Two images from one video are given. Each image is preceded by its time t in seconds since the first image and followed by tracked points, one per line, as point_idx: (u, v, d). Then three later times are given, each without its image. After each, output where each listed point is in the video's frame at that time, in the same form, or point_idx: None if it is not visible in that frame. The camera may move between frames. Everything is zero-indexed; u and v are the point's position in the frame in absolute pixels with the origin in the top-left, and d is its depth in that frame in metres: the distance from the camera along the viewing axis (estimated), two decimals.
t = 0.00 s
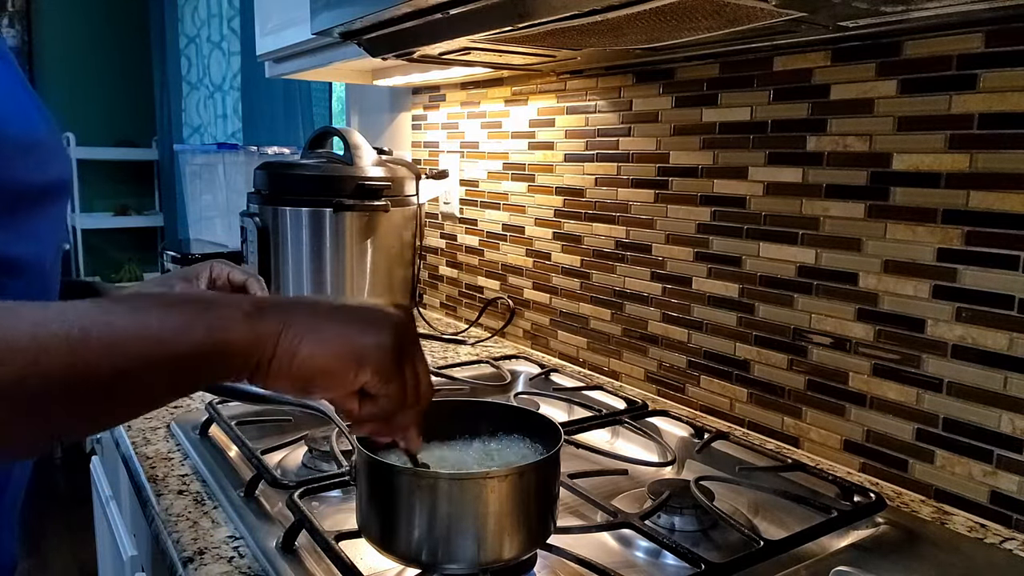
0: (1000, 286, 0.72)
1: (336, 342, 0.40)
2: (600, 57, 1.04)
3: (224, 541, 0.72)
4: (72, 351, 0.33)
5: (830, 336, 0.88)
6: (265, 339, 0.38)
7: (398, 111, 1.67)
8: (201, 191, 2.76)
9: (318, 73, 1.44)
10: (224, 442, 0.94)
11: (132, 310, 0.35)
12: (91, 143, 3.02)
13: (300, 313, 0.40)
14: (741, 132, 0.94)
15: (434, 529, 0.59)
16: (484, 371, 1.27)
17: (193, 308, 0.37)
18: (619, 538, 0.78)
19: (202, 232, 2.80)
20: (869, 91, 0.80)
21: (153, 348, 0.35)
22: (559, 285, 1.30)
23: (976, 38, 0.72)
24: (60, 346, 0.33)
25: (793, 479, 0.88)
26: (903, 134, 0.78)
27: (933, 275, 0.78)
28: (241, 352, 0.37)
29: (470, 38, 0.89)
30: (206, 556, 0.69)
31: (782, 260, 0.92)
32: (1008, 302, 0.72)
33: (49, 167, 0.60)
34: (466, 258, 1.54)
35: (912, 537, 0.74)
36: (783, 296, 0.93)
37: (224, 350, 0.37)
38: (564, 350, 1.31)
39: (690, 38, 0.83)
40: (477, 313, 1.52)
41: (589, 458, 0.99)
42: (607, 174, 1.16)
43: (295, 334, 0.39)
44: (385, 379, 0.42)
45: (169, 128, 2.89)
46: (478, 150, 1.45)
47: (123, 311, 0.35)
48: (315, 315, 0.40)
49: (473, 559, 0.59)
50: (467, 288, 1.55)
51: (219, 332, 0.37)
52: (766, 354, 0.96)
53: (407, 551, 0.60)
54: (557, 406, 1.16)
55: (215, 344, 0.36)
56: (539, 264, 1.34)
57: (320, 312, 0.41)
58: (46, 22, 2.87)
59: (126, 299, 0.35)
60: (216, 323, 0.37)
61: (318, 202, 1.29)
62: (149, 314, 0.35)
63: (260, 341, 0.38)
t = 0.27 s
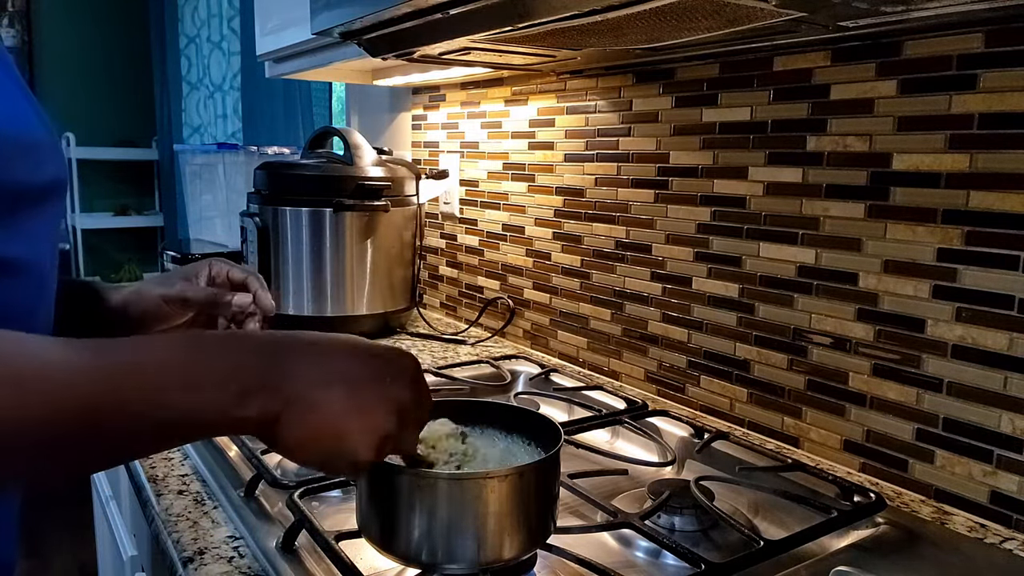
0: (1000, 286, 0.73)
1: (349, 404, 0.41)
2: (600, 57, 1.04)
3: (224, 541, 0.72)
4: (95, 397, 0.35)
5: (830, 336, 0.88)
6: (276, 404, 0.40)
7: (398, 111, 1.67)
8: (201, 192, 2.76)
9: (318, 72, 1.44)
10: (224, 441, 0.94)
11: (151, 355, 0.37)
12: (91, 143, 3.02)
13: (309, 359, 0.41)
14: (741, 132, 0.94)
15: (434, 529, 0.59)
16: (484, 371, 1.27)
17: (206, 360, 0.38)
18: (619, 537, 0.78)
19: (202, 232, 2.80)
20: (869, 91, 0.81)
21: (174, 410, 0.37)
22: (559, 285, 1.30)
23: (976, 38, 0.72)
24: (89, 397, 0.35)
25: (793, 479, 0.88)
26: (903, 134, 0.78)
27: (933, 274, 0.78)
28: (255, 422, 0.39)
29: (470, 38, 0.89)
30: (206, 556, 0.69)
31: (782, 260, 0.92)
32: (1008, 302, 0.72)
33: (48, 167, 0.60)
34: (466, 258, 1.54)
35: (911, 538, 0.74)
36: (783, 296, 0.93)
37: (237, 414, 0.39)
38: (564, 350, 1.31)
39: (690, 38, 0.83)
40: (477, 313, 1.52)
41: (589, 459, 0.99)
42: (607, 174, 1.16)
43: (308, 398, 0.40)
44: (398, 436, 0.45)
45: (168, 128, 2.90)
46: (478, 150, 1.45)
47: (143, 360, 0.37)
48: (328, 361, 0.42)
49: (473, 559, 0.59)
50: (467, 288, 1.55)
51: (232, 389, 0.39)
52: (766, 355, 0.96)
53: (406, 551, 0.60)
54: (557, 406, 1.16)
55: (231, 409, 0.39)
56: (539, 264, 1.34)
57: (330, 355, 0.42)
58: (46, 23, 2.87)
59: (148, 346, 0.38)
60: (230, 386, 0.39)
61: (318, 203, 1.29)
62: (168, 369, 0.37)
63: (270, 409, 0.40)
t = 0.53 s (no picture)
0: (1000, 286, 0.72)
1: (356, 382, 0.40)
2: (600, 57, 1.04)
3: (224, 541, 0.72)
4: (92, 394, 0.34)
5: (830, 336, 0.88)
6: (279, 390, 0.38)
7: (398, 111, 1.67)
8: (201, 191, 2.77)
9: (318, 72, 1.44)
10: (224, 441, 0.94)
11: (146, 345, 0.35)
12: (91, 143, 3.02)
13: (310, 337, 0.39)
14: (741, 132, 0.94)
15: (434, 529, 0.59)
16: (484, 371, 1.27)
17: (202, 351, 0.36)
18: (619, 537, 0.78)
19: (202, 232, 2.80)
20: (869, 91, 0.80)
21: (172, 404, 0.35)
22: (559, 285, 1.30)
23: (976, 38, 0.72)
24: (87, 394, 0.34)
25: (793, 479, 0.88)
26: (903, 134, 0.78)
27: (933, 274, 0.78)
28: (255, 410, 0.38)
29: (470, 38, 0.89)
30: (206, 556, 0.69)
31: (782, 260, 0.92)
32: (1008, 302, 0.72)
33: (49, 167, 0.60)
34: (466, 258, 1.54)
35: (911, 537, 0.74)
36: (783, 296, 0.93)
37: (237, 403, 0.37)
38: (564, 350, 1.31)
39: (690, 38, 0.83)
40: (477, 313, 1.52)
41: (589, 459, 0.99)
42: (607, 174, 1.16)
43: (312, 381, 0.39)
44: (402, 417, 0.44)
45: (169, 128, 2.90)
46: (478, 150, 1.45)
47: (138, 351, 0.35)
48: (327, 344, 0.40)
49: (473, 559, 0.59)
50: (467, 288, 1.55)
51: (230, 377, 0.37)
52: (766, 355, 0.96)
53: (406, 551, 0.60)
54: (557, 406, 1.16)
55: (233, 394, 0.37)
56: (539, 264, 1.34)
57: (335, 334, 0.40)
58: (46, 22, 2.86)
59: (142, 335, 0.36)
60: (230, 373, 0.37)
61: (318, 203, 1.29)
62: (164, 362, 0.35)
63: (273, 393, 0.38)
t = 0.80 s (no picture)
0: (1000, 286, 0.72)
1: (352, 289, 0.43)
2: (599, 57, 1.04)
3: (224, 541, 0.72)
4: (85, 333, 0.36)
5: (830, 336, 0.88)
6: (276, 313, 0.42)
7: (398, 111, 1.67)
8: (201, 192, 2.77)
9: (318, 73, 1.44)
10: (224, 441, 0.94)
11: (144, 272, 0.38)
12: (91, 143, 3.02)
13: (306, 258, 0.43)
14: (741, 132, 0.94)
15: (434, 529, 0.59)
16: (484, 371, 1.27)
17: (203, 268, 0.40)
18: (619, 537, 0.78)
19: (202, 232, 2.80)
20: (869, 91, 0.80)
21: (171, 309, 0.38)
22: (559, 285, 1.30)
23: (976, 38, 0.72)
24: (87, 308, 0.36)
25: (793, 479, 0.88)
26: (903, 134, 0.78)
27: (933, 275, 0.78)
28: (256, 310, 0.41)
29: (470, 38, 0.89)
30: (206, 556, 0.69)
31: (782, 260, 0.92)
32: (1008, 302, 0.72)
33: (50, 166, 0.60)
34: (466, 258, 1.54)
35: (911, 537, 0.74)
36: (783, 296, 0.93)
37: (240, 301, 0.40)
38: (564, 350, 1.31)
39: (690, 38, 0.83)
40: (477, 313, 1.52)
41: (589, 459, 0.99)
42: (607, 174, 1.16)
43: (305, 292, 0.42)
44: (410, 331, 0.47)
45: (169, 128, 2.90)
46: (478, 150, 1.45)
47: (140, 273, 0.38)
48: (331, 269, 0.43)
49: (474, 559, 0.59)
50: (467, 288, 1.55)
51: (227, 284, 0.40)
52: (766, 354, 0.96)
53: (407, 551, 0.60)
54: (557, 406, 1.16)
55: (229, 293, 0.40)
56: (539, 264, 1.34)
57: (321, 259, 0.44)
58: (46, 22, 2.86)
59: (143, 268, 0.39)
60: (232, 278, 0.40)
61: (318, 203, 1.29)
62: (156, 281, 0.38)
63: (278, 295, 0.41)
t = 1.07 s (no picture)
0: (1000, 286, 0.73)
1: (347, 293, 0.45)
2: (599, 57, 1.04)
3: (224, 541, 0.72)
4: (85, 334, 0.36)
5: (830, 337, 0.88)
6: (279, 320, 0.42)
7: (398, 111, 1.67)
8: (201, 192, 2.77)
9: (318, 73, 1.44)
10: (224, 442, 0.94)
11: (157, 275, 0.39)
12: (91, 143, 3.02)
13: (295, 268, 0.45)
14: (741, 131, 0.94)
15: (435, 529, 0.59)
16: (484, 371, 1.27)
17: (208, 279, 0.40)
18: (619, 537, 0.78)
19: (202, 232, 2.80)
20: (869, 91, 0.81)
21: (189, 321, 0.38)
22: (559, 285, 1.30)
23: (976, 38, 0.72)
24: (112, 311, 0.36)
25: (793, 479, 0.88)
26: (903, 134, 0.78)
27: (933, 275, 0.78)
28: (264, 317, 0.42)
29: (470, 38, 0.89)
30: (206, 555, 0.69)
31: (782, 260, 0.92)
32: (1008, 302, 0.72)
33: (49, 161, 0.60)
34: (466, 258, 1.54)
35: (911, 537, 0.74)
36: (783, 296, 0.93)
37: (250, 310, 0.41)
38: (564, 350, 1.31)
39: (690, 38, 0.83)
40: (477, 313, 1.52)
41: (589, 459, 0.99)
42: (607, 174, 1.16)
43: (301, 300, 0.43)
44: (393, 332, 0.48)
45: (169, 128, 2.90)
46: (478, 150, 1.45)
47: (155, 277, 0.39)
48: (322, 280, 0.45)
49: (474, 559, 0.59)
50: (467, 288, 1.55)
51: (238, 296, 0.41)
52: (766, 355, 0.96)
53: (407, 551, 0.60)
54: (557, 406, 1.16)
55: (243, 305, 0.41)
56: (539, 264, 1.34)
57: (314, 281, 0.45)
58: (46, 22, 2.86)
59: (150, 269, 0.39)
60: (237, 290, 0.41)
61: (318, 203, 1.29)
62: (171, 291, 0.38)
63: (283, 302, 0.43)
